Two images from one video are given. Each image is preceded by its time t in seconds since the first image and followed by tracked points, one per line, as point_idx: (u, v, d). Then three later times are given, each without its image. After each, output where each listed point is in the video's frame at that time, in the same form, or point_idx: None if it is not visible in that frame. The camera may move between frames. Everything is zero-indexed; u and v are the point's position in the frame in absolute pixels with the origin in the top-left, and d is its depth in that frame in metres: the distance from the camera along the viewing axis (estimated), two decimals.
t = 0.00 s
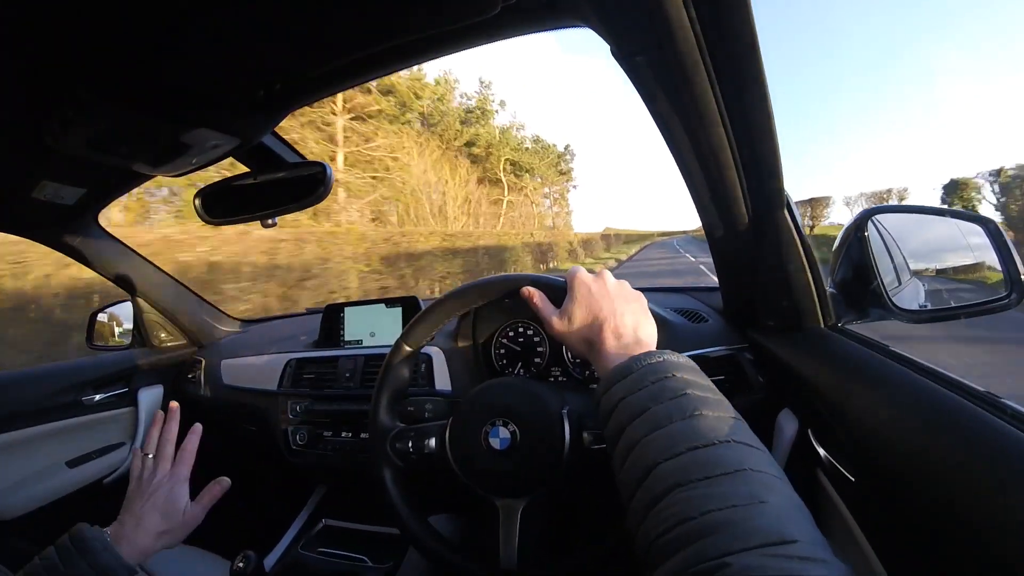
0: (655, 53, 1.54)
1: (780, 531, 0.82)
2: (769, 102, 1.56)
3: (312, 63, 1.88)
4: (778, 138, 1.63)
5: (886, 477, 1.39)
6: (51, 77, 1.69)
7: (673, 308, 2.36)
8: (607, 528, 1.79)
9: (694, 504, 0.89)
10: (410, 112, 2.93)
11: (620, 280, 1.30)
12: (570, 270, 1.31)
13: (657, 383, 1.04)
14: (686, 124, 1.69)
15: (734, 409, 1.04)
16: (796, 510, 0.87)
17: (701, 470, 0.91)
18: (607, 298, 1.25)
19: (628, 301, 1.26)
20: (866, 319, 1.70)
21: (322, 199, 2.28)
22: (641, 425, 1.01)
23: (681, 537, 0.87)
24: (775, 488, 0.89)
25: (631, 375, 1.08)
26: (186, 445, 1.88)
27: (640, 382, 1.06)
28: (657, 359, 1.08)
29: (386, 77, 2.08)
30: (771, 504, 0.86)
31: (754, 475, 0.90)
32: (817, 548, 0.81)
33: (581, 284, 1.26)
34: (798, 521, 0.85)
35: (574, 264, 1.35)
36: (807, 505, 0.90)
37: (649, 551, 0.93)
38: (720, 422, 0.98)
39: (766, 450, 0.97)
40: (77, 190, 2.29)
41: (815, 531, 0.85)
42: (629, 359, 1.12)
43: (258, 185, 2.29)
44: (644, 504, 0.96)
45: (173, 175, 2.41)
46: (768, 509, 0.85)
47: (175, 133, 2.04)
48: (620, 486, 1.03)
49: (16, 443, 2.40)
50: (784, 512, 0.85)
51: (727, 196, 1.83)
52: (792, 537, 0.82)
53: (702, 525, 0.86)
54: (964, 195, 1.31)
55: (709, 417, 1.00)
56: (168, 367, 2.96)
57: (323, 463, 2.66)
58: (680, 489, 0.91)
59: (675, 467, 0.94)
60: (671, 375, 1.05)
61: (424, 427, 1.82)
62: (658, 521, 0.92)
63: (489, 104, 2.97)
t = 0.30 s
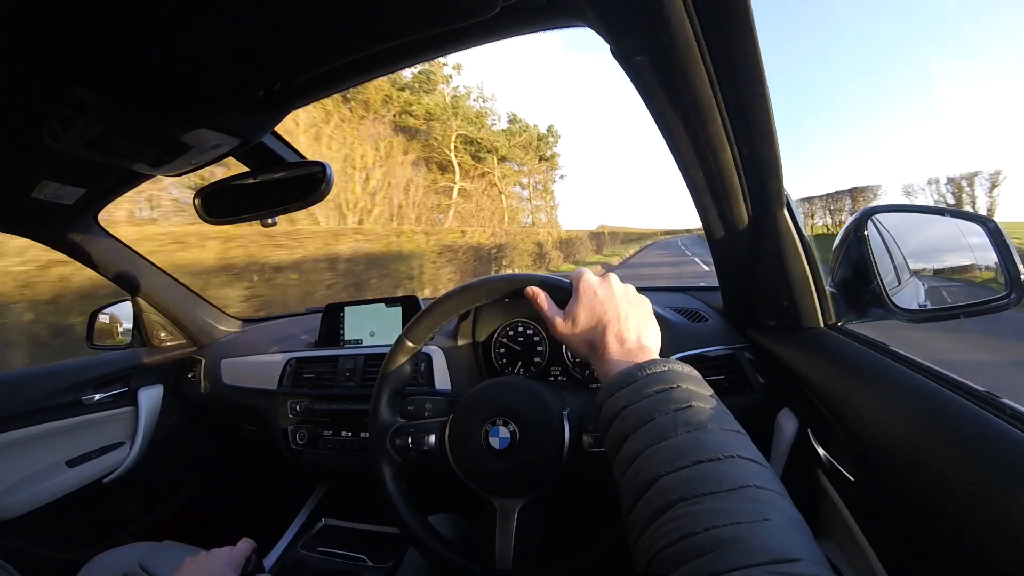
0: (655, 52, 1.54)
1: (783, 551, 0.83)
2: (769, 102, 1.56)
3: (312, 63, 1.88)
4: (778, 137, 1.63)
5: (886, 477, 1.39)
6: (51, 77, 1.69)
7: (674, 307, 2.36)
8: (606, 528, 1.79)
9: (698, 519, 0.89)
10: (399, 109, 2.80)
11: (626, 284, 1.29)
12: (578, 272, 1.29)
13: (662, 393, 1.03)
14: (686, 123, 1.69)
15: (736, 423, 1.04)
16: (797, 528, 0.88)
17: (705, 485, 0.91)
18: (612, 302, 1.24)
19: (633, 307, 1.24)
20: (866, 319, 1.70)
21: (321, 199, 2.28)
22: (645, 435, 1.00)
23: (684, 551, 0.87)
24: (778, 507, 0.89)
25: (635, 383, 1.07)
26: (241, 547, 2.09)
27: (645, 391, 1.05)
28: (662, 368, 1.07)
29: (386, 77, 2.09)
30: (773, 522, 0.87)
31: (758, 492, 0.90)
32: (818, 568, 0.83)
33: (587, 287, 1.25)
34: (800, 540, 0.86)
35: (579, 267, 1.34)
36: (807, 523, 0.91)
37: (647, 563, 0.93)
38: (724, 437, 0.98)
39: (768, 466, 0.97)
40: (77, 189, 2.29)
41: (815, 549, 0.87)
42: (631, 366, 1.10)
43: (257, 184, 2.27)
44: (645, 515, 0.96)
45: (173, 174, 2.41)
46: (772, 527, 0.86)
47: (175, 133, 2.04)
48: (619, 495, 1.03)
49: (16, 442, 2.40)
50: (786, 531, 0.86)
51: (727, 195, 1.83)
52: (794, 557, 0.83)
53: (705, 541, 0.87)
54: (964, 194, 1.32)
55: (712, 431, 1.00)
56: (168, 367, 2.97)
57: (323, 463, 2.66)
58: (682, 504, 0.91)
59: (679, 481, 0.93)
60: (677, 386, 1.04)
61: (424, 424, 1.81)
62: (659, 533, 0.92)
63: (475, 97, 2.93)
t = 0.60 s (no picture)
0: (655, 52, 1.54)
1: (780, 561, 0.83)
2: (769, 102, 1.56)
3: (312, 63, 1.88)
4: (778, 136, 1.63)
5: (886, 477, 1.39)
6: (52, 78, 1.69)
7: (674, 307, 2.36)
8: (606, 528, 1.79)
9: (697, 527, 0.89)
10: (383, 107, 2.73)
11: (631, 287, 1.28)
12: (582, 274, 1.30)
13: (663, 400, 1.03)
14: (686, 122, 1.69)
15: (736, 430, 1.04)
16: (795, 537, 0.87)
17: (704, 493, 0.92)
18: (615, 305, 1.24)
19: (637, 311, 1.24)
20: (867, 318, 1.70)
21: (321, 199, 2.28)
22: (645, 442, 1.00)
23: (682, 558, 0.88)
24: (776, 514, 0.90)
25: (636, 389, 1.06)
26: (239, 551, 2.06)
27: (646, 397, 1.05)
28: (663, 374, 1.07)
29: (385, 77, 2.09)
30: (770, 531, 0.87)
31: (757, 501, 0.91)
32: None
33: (591, 291, 1.26)
34: (798, 550, 0.85)
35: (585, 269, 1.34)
36: (805, 532, 0.91)
37: (644, 569, 0.94)
38: (724, 444, 0.98)
39: (767, 473, 0.98)
40: (77, 190, 2.29)
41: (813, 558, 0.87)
42: (632, 372, 1.10)
43: (257, 184, 2.26)
44: (644, 521, 0.97)
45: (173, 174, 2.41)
46: (769, 536, 0.86)
47: (175, 133, 2.04)
48: (618, 501, 1.03)
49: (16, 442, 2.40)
50: (783, 539, 0.86)
51: (726, 195, 1.83)
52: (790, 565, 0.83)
53: (702, 549, 0.87)
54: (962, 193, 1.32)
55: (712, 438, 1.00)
56: (168, 367, 2.97)
57: (323, 463, 2.66)
58: (681, 511, 0.92)
59: (678, 488, 0.94)
60: (677, 392, 1.04)
61: (425, 421, 1.80)
62: (657, 540, 0.93)
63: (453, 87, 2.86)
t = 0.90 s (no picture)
0: (656, 53, 1.54)
1: (793, 567, 0.83)
2: (768, 103, 1.56)
3: (312, 63, 1.88)
4: (778, 137, 1.63)
5: (886, 479, 1.39)
6: (53, 79, 1.70)
7: (673, 308, 2.37)
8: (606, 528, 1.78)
9: (708, 536, 0.89)
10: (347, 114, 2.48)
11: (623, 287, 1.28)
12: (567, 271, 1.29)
13: (669, 411, 1.05)
14: (686, 123, 1.69)
15: (743, 439, 1.05)
16: (806, 545, 0.87)
17: (713, 503, 0.92)
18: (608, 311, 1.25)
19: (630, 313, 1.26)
20: (867, 320, 1.71)
21: (321, 200, 2.28)
22: (652, 452, 1.01)
23: (693, 568, 0.87)
24: (784, 521, 0.90)
25: (642, 400, 1.08)
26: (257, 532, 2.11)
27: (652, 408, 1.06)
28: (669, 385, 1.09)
29: (385, 78, 2.09)
30: (781, 539, 0.87)
31: (765, 509, 0.91)
32: None
33: (581, 301, 1.27)
34: (809, 558, 0.85)
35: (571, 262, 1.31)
36: (815, 541, 0.91)
37: None
38: (731, 454, 0.99)
39: (776, 483, 0.98)
40: (77, 190, 2.29)
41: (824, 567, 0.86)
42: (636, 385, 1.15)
43: (257, 185, 2.26)
44: (654, 533, 0.97)
45: (173, 175, 2.42)
46: (779, 544, 0.86)
47: (176, 134, 2.04)
48: (627, 512, 1.04)
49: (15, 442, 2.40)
50: (794, 547, 0.86)
51: (727, 196, 1.83)
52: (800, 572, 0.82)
53: (712, 559, 0.86)
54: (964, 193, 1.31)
55: (719, 448, 1.01)
56: (169, 367, 2.97)
57: (323, 463, 2.66)
58: (690, 521, 0.92)
59: (688, 497, 0.94)
60: (683, 403, 1.06)
61: (425, 423, 1.80)
62: (669, 551, 0.92)
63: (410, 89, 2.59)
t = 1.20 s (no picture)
0: (656, 53, 1.54)
1: (776, 547, 0.87)
2: (768, 104, 1.57)
3: (312, 64, 1.88)
4: (777, 136, 1.63)
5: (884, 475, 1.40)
6: (53, 79, 1.70)
7: (673, 307, 2.37)
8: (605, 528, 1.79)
9: (693, 516, 0.91)
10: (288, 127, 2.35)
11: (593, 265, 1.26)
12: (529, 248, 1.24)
13: (653, 387, 1.02)
14: (686, 122, 1.69)
15: (724, 416, 1.04)
16: (786, 522, 0.92)
17: (699, 482, 0.93)
18: (582, 289, 1.21)
19: (604, 290, 1.23)
20: (867, 319, 1.70)
21: (321, 199, 2.28)
22: (638, 430, 0.99)
23: (682, 546, 0.89)
24: (768, 501, 0.93)
25: (625, 377, 1.04)
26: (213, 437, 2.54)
27: (635, 385, 1.03)
28: (651, 362, 1.05)
29: (385, 78, 2.09)
30: (764, 518, 0.90)
31: (750, 488, 0.93)
32: (805, 562, 0.87)
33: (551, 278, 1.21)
34: (789, 535, 0.90)
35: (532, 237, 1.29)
36: (792, 513, 0.95)
37: (643, 557, 0.95)
38: (716, 432, 0.98)
39: (757, 458, 0.99)
40: (77, 190, 2.29)
41: (802, 540, 0.91)
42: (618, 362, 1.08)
43: (257, 185, 2.27)
44: (639, 510, 0.97)
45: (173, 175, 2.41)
46: (763, 522, 0.89)
47: (175, 133, 2.04)
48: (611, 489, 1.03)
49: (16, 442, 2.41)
50: (776, 525, 0.90)
51: (726, 195, 1.83)
52: (783, 551, 0.87)
53: (700, 536, 0.89)
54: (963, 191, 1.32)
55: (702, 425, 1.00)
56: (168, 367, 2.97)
57: (323, 463, 2.66)
58: (677, 500, 0.92)
59: (674, 476, 0.94)
60: (667, 379, 1.03)
61: (425, 423, 1.81)
62: (656, 529, 0.93)
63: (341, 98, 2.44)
